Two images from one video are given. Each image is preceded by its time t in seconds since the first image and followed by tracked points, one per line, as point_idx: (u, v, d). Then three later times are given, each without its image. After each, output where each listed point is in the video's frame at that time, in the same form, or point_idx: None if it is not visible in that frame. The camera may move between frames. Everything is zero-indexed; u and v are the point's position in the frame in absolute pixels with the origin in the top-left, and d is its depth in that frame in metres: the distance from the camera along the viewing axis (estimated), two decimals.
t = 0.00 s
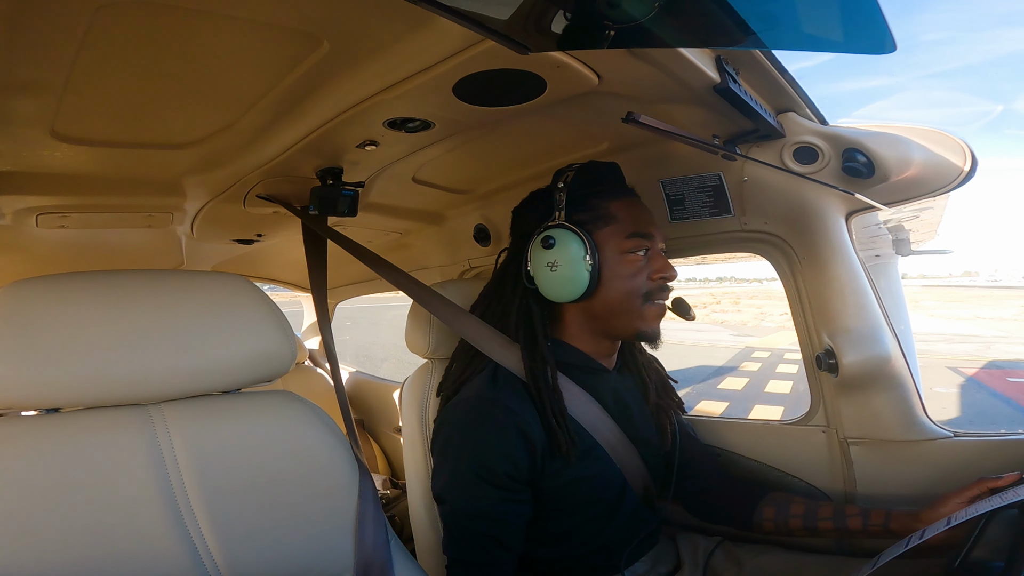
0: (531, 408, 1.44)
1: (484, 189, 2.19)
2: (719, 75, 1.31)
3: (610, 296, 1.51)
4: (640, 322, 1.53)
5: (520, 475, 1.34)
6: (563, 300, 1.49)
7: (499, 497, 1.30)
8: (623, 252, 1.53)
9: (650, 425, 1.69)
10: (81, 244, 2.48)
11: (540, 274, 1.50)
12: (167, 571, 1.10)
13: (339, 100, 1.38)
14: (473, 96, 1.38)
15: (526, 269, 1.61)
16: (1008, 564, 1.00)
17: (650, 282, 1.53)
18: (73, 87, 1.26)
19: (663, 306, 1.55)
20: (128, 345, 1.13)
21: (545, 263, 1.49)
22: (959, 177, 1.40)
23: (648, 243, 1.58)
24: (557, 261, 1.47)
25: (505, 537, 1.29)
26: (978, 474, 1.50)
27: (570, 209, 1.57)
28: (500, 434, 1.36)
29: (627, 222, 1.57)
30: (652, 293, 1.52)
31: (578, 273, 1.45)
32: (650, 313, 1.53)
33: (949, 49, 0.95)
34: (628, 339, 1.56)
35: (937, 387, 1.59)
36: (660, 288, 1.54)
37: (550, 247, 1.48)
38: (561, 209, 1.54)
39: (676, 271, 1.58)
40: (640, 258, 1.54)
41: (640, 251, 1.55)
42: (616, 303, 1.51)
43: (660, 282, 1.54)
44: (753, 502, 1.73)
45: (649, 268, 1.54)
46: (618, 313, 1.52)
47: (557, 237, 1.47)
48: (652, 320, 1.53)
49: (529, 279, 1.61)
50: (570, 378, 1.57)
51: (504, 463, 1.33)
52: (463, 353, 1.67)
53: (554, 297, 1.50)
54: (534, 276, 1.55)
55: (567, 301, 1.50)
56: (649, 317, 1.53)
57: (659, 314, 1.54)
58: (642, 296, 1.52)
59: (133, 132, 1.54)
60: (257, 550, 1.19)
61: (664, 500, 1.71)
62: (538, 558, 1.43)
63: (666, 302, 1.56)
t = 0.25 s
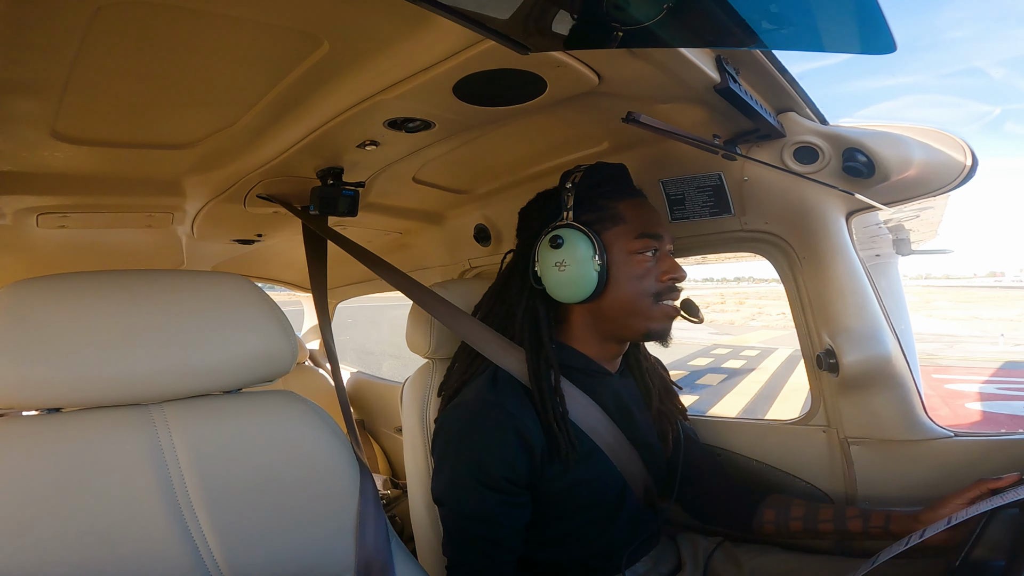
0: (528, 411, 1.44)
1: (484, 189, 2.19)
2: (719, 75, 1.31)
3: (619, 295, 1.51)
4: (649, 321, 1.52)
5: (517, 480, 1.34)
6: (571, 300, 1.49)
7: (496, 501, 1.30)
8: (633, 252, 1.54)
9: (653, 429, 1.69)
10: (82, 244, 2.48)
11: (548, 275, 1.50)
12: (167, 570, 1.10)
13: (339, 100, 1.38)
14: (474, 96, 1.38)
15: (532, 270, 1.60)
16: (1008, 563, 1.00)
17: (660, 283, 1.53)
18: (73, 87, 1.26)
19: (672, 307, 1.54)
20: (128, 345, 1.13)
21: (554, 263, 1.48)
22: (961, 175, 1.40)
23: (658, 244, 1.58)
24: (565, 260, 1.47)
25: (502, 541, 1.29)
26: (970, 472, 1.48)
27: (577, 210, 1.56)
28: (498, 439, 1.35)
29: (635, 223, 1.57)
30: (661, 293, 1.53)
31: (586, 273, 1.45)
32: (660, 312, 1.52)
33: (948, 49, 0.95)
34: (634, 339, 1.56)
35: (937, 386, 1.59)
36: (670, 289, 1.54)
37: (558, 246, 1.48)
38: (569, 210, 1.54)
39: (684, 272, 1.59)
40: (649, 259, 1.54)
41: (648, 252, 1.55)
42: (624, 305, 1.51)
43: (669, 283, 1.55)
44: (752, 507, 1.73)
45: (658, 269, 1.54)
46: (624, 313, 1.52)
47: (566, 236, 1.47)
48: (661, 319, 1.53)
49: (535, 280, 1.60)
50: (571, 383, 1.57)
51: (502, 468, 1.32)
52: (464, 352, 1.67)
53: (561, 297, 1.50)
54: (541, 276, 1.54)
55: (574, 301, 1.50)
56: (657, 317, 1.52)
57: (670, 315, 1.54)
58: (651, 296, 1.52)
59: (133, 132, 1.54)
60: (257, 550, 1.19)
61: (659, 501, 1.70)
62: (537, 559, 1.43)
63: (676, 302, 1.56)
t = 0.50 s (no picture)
0: (529, 413, 1.44)
1: (484, 190, 2.19)
2: (719, 76, 1.31)
3: (619, 294, 1.51)
4: (649, 319, 1.52)
5: (519, 482, 1.34)
6: (570, 300, 1.49)
7: (496, 505, 1.30)
8: (630, 250, 1.53)
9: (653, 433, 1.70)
10: (82, 245, 2.48)
11: (547, 275, 1.50)
12: (166, 571, 1.10)
13: (338, 100, 1.38)
14: (473, 96, 1.38)
15: (530, 270, 1.61)
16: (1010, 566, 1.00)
17: (657, 279, 1.53)
18: (73, 87, 1.26)
19: (673, 303, 1.54)
20: (127, 345, 1.13)
21: (552, 263, 1.48)
22: (961, 176, 1.39)
23: (656, 241, 1.58)
24: (564, 260, 1.46)
25: (504, 544, 1.29)
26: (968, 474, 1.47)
27: (574, 209, 1.57)
28: (499, 440, 1.35)
29: (631, 221, 1.57)
30: (660, 289, 1.53)
31: (585, 273, 1.45)
32: (660, 310, 1.52)
33: (948, 50, 0.95)
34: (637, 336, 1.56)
35: (937, 387, 1.59)
36: (667, 285, 1.54)
37: (556, 246, 1.47)
38: (564, 209, 1.54)
39: (683, 268, 1.58)
40: (646, 257, 1.54)
41: (646, 249, 1.55)
42: (624, 304, 1.51)
43: (667, 278, 1.54)
44: (753, 505, 1.72)
45: (655, 266, 1.54)
46: (623, 313, 1.52)
47: (563, 237, 1.47)
48: (661, 316, 1.53)
49: (534, 280, 1.60)
50: (571, 384, 1.56)
51: (505, 471, 1.32)
52: (464, 353, 1.67)
53: (560, 297, 1.50)
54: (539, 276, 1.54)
55: (574, 301, 1.50)
56: (657, 314, 1.52)
57: (670, 311, 1.54)
58: (649, 293, 1.52)
59: (133, 132, 1.54)
60: (256, 550, 1.19)
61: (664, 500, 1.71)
62: (538, 560, 1.43)
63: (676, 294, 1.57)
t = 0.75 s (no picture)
0: (536, 409, 1.44)
1: (484, 189, 2.19)
2: (719, 75, 1.31)
3: (620, 292, 1.51)
4: (649, 317, 1.53)
5: (526, 478, 1.33)
6: (572, 296, 1.49)
7: (505, 502, 1.30)
8: (630, 249, 1.54)
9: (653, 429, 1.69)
10: (82, 244, 2.48)
11: (549, 271, 1.49)
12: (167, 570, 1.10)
13: (338, 100, 1.38)
14: (473, 95, 1.38)
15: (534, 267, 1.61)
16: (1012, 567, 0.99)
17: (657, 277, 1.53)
18: (73, 87, 1.26)
19: (669, 302, 1.55)
20: (128, 344, 1.13)
21: (555, 259, 1.47)
22: (960, 176, 1.40)
23: (656, 241, 1.58)
24: (567, 256, 1.46)
25: (510, 543, 1.29)
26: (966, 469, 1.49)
27: (577, 208, 1.57)
28: (500, 440, 1.35)
29: (632, 220, 1.57)
30: (659, 288, 1.54)
31: (587, 270, 1.45)
32: (659, 309, 1.53)
33: (947, 49, 0.95)
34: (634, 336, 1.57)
35: (938, 386, 1.59)
36: (666, 284, 1.55)
37: (560, 242, 1.47)
38: (568, 206, 1.54)
39: (682, 268, 1.58)
40: (645, 255, 1.54)
41: (646, 247, 1.55)
42: (624, 302, 1.51)
43: (666, 277, 1.54)
44: (758, 495, 1.70)
45: (655, 265, 1.54)
46: (623, 312, 1.52)
47: (566, 233, 1.46)
48: (660, 315, 1.54)
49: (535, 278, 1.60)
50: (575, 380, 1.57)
51: (511, 468, 1.32)
52: (465, 352, 1.67)
53: (563, 294, 1.50)
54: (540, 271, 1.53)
55: (576, 297, 1.49)
56: (656, 313, 1.53)
57: (668, 310, 1.55)
58: (649, 292, 1.52)
59: (133, 131, 1.54)
60: (257, 550, 1.19)
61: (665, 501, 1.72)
62: (539, 560, 1.43)
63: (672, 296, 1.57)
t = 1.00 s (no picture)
0: (530, 413, 1.44)
1: (484, 189, 2.19)
2: (719, 75, 1.30)
3: (618, 292, 1.51)
4: (648, 317, 1.53)
5: (520, 481, 1.33)
6: (571, 296, 1.48)
7: (501, 504, 1.30)
8: (629, 248, 1.54)
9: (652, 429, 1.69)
10: (81, 245, 2.48)
11: (547, 272, 1.49)
12: (167, 571, 1.10)
13: (338, 100, 1.37)
14: (473, 96, 1.38)
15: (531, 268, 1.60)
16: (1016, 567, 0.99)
17: (654, 277, 1.54)
18: (73, 88, 1.26)
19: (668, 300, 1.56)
20: (128, 345, 1.13)
21: (553, 259, 1.47)
22: (960, 176, 1.40)
23: (652, 240, 1.58)
24: (566, 256, 1.45)
25: (506, 546, 1.29)
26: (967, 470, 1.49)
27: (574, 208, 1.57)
28: (502, 440, 1.35)
29: (629, 219, 1.57)
30: (656, 287, 1.54)
31: (586, 270, 1.45)
32: (658, 307, 1.54)
33: (949, 48, 0.95)
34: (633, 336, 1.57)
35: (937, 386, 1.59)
36: (663, 283, 1.55)
37: (559, 241, 1.46)
38: (565, 206, 1.54)
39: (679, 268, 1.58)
40: (643, 253, 1.55)
41: (643, 247, 1.55)
42: (622, 302, 1.51)
43: (663, 277, 1.55)
44: (762, 495, 1.66)
45: (652, 264, 1.54)
46: (623, 312, 1.52)
47: (564, 232, 1.46)
48: (660, 314, 1.54)
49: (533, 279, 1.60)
50: (572, 383, 1.56)
51: (506, 471, 1.32)
52: (463, 352, 1.67)
53: (561, 294, 1.50)
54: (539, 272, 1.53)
55: (575, 298, 1.49)
56: (655, 312, 1.53)
57: (666, 308, 1.55)
58: (648, 292, 1.52)
59: (132, 132, 1.54)
60: (257, 551, 1.19)
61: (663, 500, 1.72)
62: (538, 561, 1.43)
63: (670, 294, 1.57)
